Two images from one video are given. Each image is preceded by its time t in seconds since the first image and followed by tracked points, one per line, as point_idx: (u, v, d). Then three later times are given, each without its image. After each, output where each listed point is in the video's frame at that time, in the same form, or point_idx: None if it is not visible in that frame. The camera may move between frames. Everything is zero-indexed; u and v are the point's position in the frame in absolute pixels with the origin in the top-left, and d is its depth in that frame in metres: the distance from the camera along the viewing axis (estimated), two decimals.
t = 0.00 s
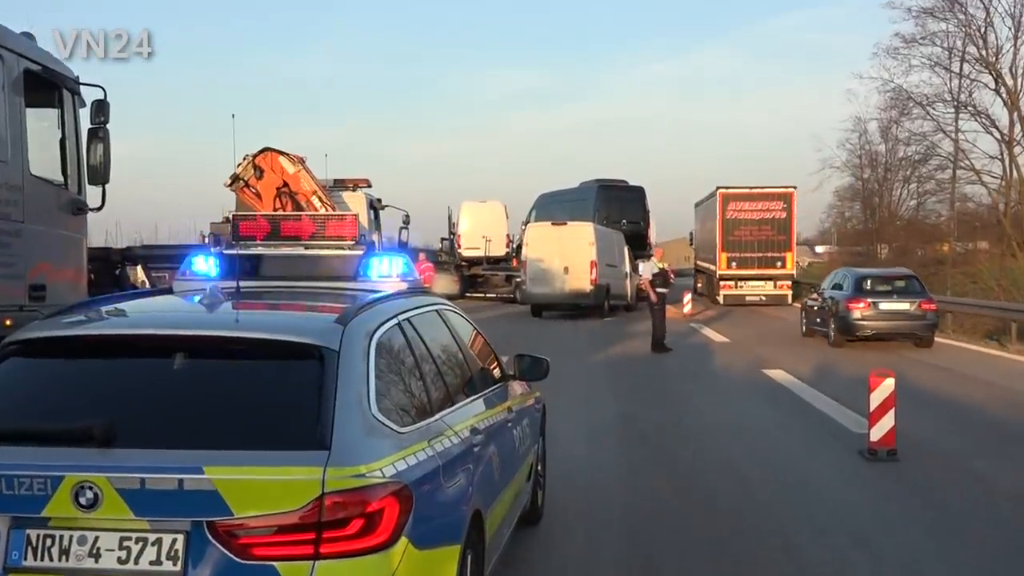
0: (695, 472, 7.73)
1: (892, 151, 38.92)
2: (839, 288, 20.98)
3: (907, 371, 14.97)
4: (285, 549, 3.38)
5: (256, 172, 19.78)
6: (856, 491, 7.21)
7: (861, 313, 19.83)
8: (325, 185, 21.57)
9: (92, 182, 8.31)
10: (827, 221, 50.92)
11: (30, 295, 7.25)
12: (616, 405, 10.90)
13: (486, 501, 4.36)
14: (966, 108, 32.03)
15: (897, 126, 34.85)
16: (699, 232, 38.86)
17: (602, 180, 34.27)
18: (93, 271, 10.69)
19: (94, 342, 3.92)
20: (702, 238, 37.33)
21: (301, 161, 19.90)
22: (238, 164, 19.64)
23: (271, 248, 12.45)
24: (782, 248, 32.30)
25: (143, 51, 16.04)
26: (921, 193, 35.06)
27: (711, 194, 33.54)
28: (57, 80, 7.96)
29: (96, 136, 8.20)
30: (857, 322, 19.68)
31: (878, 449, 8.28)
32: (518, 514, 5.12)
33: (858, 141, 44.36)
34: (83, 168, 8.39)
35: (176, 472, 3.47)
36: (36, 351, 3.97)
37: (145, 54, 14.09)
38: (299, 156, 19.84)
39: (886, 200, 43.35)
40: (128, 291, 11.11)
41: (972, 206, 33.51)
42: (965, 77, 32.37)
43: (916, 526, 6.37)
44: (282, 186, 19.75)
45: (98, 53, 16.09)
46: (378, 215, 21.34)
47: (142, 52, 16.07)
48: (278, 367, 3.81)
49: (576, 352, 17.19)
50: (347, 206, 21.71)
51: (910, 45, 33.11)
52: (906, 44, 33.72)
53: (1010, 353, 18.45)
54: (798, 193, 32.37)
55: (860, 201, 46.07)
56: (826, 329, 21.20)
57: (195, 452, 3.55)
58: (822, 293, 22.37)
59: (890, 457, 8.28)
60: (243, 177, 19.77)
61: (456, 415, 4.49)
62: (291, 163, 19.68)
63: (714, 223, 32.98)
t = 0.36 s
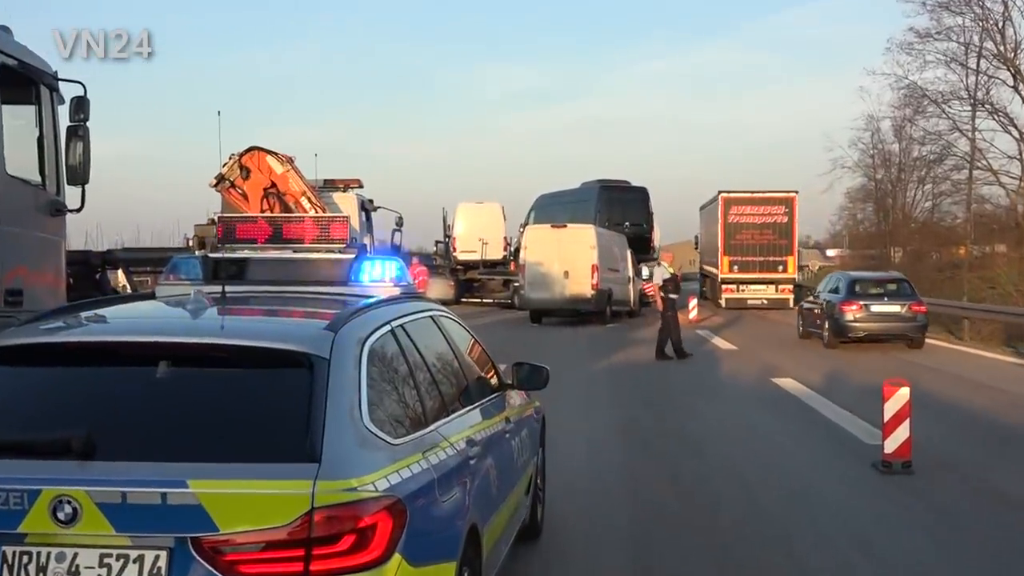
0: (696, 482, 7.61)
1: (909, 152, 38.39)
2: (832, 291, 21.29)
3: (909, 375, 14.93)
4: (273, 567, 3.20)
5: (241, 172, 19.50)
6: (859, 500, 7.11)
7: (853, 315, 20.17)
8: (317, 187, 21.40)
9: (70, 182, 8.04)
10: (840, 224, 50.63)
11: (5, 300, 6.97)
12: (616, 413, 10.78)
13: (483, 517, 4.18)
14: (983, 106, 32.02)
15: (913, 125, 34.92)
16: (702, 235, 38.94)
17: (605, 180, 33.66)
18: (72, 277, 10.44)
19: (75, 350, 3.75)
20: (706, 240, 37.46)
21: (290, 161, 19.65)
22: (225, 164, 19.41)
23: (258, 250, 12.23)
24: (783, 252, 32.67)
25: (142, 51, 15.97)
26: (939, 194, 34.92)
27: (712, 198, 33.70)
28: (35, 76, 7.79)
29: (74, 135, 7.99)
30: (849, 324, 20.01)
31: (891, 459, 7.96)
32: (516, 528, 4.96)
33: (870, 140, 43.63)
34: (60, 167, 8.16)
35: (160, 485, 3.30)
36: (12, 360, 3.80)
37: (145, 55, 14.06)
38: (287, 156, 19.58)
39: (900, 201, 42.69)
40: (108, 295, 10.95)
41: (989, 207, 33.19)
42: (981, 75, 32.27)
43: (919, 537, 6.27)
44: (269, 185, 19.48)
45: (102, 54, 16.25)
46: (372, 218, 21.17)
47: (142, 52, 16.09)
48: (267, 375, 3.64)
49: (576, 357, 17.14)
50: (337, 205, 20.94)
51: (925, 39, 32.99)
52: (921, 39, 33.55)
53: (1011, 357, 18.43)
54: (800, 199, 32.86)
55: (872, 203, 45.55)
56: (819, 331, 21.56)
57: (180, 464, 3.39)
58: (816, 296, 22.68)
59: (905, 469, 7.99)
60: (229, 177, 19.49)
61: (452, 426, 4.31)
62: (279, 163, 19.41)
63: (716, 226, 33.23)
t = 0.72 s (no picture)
0: (699, 493, 7.49)
1: (925, 150, 37.47)
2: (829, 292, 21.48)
3: (915, 380, 14.84)
4: None
5: (230, 170, 19.21)
6: (863, 510, 7.04)
7: (850, 316, 20.38)
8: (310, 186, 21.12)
9: (51, 181, 7.85)
10: (856, 224, 50.17)
11: None
12: (617, 420, 10.67)
13: (483, 531, 4.01)
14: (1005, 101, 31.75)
15: (929, 122, 33.66)
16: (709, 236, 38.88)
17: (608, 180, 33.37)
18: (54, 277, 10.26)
19: (58, 356, 3.59)
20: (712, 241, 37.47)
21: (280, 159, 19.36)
22: (213, 161, 19.16)
23: (249, 250, 12.05)
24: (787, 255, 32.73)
25: (144, 50, 15.86)
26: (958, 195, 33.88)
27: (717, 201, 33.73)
28: (14, 70, 7.67)
29: (55, 131, 7.84)
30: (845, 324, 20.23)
31: (907, 470, 7.82)
32: (516, 542, 4.79)
33: (886, 138, 43.26)
34: (40, 164, 8.00)
35: (146, 498, 3.14)
36: None
37: (143, 54, 14.07)
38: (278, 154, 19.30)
39: (916, 201, 42.57)
40: (90, 297, 10.84)
41: (1010, 207, 32.66)
42: (1001, 69, 32.07)
43: (925, 548, 6.18)
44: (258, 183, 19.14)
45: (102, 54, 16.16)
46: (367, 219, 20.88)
47: (144, 53, 16.01)
48: (256, 383, 3.49)
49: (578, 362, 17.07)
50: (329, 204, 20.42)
51: (944, 32, 32.74)
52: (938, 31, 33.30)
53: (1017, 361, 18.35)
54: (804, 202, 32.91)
55: (887, 203, 45.25)
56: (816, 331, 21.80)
57: (166, 475, 3.23)
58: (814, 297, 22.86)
59: (921, 480, 7.82)
60: (217, 175, 19.18)
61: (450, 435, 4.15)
62: (268, 159, 19.12)
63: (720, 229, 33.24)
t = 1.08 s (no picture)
0: (699, 503, 7.37)
1: (938, 148, 37.29)
2: (823, 295, 21.78)
3: (919, 385, 14.71)
4: None
5: (213, 167, 17.41)
6: (864, 517, 6.94)
7: (842, 318, 20.69)
8: (298, 185, 20.28)
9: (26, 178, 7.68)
10: (866, 223, 49.63)
11: None
12: (617, 428, 10.53)
13: (477, 546, 3.85)
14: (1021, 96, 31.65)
15: (942, 119, 33.57)
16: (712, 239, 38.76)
17: (608, 179, 33.09)
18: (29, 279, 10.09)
19: (31, 362, 3.43)
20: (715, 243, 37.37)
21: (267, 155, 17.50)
22: (196, 160, 17.44)
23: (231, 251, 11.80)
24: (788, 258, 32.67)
25: (145, 51, 15.79)
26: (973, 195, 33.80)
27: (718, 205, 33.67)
28: None
29: (30, 128, 7.68)
30: (838, 326, 20.50)
31: (920, 482, 7.53)
32: (512, 557, 4.64)
33: (898, 137, 42.76)
34: (14, 162, 7.83)
35: (125, 511, 2.98)
36: None
37: (141, 54, 13.92)
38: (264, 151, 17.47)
39: (929, 202, 41.85)
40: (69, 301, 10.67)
41: None
42: (1016, 64, 31.98)
43: (930, 557, 6.04)
44: (244, 183, 17.36)
45: (102, 55, 16.05)
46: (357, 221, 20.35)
47: (144, 54, 15.99)
48: (242, 392, 3.33)
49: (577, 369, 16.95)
50: (317, 204, 19.18)
51: (958, 26, 32.67)
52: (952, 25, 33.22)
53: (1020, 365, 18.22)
54: (805, 206, 32.71)
55: (899, 203, 44.36)
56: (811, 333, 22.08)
57: (146, 488, 3.08)
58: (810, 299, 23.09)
59: (935, 494, 7.52)
60: (199, 174, 17.38)
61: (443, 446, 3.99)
62: (254, 157, 17.27)
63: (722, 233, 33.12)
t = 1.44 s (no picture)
0: (696, 509, 7.26)
1: (947, 144, 37.20)
2: (813, 295, 22.23)
3: (917, 389, 14.62)
4: None
5: (190, 163, 17.17)
6: (861, 521, 6.89)
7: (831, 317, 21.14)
8: (280, 181, 19.53)
9: None
10: (867, 226, 48.73)
11: None
12: (612, 434, 10.40)
13: (466, 559, 3.70)
14: None
15: (951, 114, 34.69)
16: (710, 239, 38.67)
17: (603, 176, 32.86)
18: None
19: None
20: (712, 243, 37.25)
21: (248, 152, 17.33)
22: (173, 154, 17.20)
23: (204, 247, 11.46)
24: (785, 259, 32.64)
25: (144, 52, 15.80)
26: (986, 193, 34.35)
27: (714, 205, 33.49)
28: None
29: None
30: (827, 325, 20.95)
31: (927, 492, 7.34)
32: (502, 569, 4.48)
33: (906, 133, 41.68)
34: None
35: (97, 522, 2.82)
36: None
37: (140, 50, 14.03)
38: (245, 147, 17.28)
39: (939, 200, 40.16)
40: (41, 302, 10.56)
41: None
42: None
43: (929, 565, 5.93)
44: (223, 179, 17.14)
45: (101, 54, 16.01)
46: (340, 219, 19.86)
47: (146, 54, 16.01)
48: (221, 398, 3.18)
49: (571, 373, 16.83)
50: (299, 201, 18.76)
51: (969, 18, 32.66)
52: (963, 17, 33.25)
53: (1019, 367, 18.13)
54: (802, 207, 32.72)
55: (908, 202, 42.11)
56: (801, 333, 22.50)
57: (120, 498, 2.93)
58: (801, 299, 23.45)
59: (944, 503, 7.31)
60: (175, 169, 17.12)
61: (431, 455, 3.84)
62: (234, 153, 17.06)
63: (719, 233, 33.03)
